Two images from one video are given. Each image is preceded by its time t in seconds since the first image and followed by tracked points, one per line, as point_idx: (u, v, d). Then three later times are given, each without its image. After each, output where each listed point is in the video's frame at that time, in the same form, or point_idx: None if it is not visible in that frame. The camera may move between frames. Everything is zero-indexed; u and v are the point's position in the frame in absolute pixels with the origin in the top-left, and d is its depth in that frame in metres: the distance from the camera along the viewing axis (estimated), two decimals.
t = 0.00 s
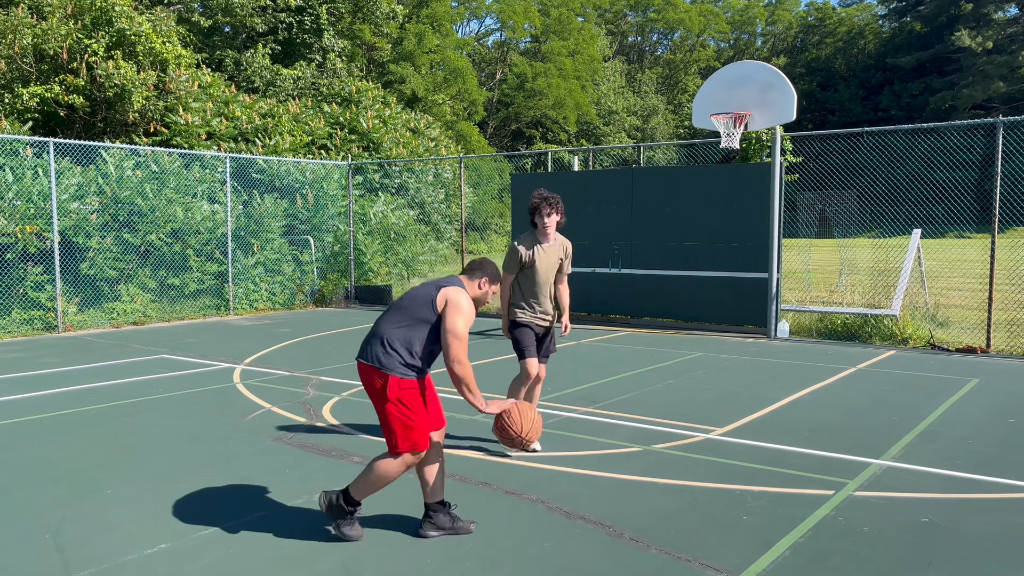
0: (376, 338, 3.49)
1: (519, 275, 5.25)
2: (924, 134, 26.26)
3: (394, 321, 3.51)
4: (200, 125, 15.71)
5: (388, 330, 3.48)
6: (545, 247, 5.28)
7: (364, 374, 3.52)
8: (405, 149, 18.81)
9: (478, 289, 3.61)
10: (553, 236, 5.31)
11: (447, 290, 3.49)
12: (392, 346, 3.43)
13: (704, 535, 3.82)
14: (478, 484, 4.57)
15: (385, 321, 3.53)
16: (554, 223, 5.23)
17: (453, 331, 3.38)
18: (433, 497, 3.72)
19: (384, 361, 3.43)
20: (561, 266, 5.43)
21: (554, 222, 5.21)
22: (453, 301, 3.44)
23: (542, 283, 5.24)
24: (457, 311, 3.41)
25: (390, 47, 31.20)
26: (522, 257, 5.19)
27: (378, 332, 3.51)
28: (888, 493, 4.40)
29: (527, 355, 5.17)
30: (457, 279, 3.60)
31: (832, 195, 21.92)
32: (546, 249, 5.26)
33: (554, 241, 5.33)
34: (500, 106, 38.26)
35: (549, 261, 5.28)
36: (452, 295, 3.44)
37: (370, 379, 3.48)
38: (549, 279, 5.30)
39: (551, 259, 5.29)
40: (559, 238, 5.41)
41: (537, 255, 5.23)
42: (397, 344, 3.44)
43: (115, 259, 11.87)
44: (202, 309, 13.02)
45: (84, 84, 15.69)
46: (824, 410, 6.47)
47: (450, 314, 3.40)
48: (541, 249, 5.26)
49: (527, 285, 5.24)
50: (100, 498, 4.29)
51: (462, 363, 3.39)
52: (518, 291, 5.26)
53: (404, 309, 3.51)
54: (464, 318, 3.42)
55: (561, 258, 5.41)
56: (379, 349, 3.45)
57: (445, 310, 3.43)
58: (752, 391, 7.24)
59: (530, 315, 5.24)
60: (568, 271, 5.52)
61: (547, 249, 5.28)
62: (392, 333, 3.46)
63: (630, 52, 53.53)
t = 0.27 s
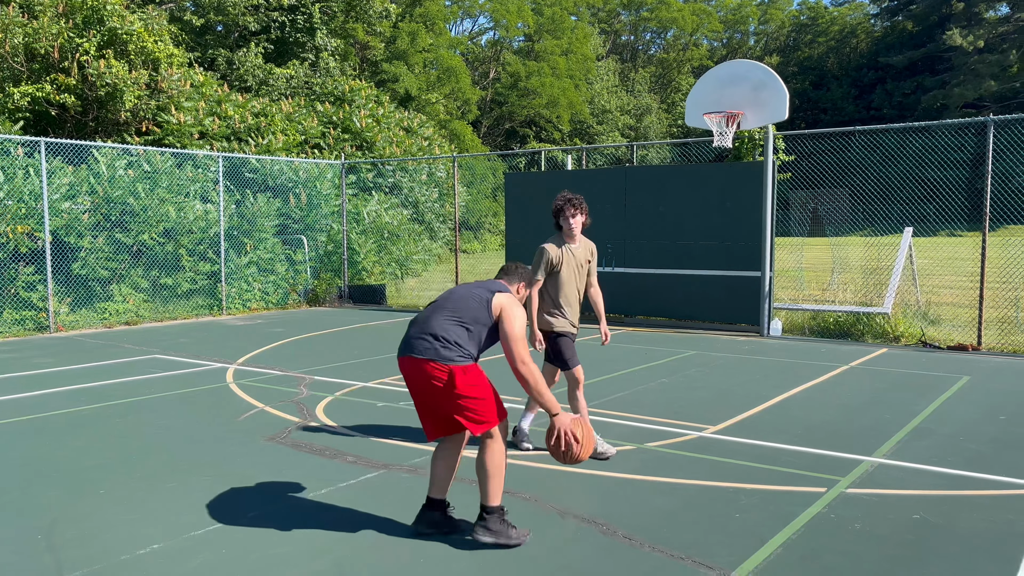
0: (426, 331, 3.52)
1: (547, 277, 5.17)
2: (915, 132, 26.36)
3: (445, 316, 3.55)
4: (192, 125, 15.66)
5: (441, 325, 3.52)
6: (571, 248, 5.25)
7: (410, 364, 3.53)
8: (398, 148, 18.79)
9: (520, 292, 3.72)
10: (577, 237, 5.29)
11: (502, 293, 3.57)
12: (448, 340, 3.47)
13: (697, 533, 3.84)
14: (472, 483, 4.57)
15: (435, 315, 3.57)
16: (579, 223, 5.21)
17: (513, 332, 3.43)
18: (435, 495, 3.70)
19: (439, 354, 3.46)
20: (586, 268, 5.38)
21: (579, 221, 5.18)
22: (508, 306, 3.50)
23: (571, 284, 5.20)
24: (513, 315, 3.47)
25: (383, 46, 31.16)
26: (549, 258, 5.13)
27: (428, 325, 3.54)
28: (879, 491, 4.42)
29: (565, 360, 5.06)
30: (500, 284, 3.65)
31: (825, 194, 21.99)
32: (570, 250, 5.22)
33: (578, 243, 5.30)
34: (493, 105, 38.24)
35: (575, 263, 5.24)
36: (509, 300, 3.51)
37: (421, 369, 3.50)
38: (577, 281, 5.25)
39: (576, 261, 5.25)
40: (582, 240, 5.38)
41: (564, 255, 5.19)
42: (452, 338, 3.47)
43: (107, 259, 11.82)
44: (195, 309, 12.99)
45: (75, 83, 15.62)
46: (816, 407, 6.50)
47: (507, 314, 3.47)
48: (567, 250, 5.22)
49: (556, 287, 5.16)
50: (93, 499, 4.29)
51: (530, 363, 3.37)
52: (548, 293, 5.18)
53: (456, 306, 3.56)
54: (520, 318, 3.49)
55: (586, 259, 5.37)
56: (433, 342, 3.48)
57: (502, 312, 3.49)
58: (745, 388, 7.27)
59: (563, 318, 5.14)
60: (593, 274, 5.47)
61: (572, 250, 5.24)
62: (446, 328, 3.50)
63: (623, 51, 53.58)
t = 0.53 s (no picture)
0: (463, 337, 3.57)
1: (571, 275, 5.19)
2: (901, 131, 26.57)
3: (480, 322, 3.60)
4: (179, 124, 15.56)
5: (477, 329, 3.57)
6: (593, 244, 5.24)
7: (446, 370, 3.54)
8: (387, 147, 18.75)
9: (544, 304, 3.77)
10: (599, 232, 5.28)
11: (533, 301, 3.68)
12: (486, 342, 3.52)
13: (685, 530, 3.87)
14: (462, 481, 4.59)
15: (470, 321, 3.62)
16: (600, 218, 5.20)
17: (548, 339, 3.54)
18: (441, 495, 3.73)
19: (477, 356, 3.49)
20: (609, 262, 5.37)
21: (599, 216, 5.17)
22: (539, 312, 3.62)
23: (595, 282, 5.21)
24: (545, 319, 3.58)
25: (371, 44, 31.09)
26: (570, 256, 5.15)
27: (465, 332, 3.58)
28: (864, 486, 4.47)
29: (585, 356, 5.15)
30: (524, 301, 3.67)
31: (812, 192, 22.13)
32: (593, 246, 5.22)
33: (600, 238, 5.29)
34: (482, 104, 38.21)
35: (597, 258, 5.23)
36: (542, 306, 3.62)
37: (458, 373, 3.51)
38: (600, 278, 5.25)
39: (599, 256, 5.24)
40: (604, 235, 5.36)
41: (586, 252, 5.20)
42: (490, 341, 3.52)
43: (93, 258, 11.74)
44: (182, 309, 12.92)
45: (60, 82, 15.50)
46: (803, 404, 6.56)
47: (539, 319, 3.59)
48: (589, 246, 5.21)
49: (580, 285, 5.18)
50: (81, 499, 4.27)
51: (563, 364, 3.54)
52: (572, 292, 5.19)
53: (490, 313, 3.62)
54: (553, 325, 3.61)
55: (609, 254, 5.35)
56: (471, 345, 3.52)
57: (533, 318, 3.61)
58: (733, 386, 7.32)
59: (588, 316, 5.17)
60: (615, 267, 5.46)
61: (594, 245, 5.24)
62: (482, 332, 3.55)
63: (612, 50, 53.68)
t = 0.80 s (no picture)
0: (467, 330, 3.54)
1: (582, 277, 5.24)
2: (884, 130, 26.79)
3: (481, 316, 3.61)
4: (163, 122, 15.41)
5: (481, 323, 3.57)
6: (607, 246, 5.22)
7: (451, 362, 3.49)
8: (373, 145, 18.69)
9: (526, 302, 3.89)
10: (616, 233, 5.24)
11: (525, 298, 3.78)
12: (491, 335, 3.53)
13: (671, 526, 3.89)
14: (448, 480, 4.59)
15: (471, 316, 3.61)
16: (613, 219, 5.16)
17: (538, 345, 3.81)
18: (424, 498, 3.66)
19: (484, 348, 3.48)
20: (628, 264, 5.29)
21: (611, 217, 5.14)
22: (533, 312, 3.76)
23: (607, 283, 5.18)
24: (537, 317, 3.75)
25: (357, 42, 30.98)
26: (581, 258, 5.20)
27: (468, 326, 3.56)
28: (848, 483, 4.51)
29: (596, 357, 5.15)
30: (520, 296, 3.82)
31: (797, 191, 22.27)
32: (606, 247, 5.20)
33: (617, 239, 5.25)
34: (468, 102, 38.16)
35: (610, 260, 5.20)
36: (537, 303, 3.75)
37: (463, 365, 3.46)
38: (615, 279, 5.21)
39: (613, 257, 5.20)
40: (625, 236, 5.29)
41: (597, 254, 5.20)
42: (496, 334, 3.55)
43: (77, 257, 11.64)
44: (168, 308, 12.83)
45: (43, 79, 15.35)
46: (789, 401, 6.60)
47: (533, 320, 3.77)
48: (603, 248, 5.20)
49: (591, 286, 5.20)
50: (65, 500, 4.23)
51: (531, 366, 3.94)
52: (584, 294, 5.23)
53: (489, 307, 3.65)
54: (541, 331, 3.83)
55: (627, 255, 5.27)
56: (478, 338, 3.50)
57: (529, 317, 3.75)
58: (718, 383, 7.37)
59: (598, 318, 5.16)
60: (639, 269, 5.34)
61: (609, 247, 5.21)
62: (487, 326, 3.56)
63: (598, 48, 53.74)
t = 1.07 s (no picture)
0: (446, 326, 3.51)
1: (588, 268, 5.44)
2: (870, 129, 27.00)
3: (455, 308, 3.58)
4: (149, 120, 15.24)
5: (458, 316, 3.55)
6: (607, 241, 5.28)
7: (436, 360, 3.47)
8: (360, 144, 18.65)
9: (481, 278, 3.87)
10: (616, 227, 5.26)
11: (491, 280, 3.77)
12: (470, 329, 3.53)
13: (659, 524, 3.92)
14: (436, 478, 4.60)
15: (446, 308, 3.57)
16: (609, 214, 5.20)
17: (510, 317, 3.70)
18: (411, 496, 3.65)
19: (466, 344, 3.48)
20: (628, 254, 5.25)
21: (605, 213, 5.18)
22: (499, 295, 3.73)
23: (604, 278, 5.27)
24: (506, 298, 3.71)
25: (345, 40, 30.91)
26: (580, 252, 5.39)
27: (445, 320, 3.53)
28: (834, 480, 4.55)
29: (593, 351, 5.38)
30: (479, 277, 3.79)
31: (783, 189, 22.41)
32: (605, 242, 5.27)
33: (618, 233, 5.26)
34: (456, 101, 38.13)
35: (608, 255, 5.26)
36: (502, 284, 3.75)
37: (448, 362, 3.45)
38: (614, 275, 5.26)
39: (610, 253, 5.26)
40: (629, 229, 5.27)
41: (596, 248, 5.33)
42: (474, 327, 3.55)
43: (61, 256, 11.55)
44: (154, 307, 12.75)
45: (27, 77, 15.23)
46: (775, 399, 6.65)
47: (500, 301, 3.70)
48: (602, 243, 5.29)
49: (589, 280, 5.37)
50: (50, 501, 4.21)
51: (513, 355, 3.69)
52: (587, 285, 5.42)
53: (462, 297, 3.62)
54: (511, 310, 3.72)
55: (628, 250, 5.25)
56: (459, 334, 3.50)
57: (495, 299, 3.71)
58: (706, 381, 7.41)
59: (593, 311, 5.31)
60: (644, 263, 5.28)
61: (607, 242, 5.27)
62: (465, 319, 3.55)
63: (586, 47, 53.86)
